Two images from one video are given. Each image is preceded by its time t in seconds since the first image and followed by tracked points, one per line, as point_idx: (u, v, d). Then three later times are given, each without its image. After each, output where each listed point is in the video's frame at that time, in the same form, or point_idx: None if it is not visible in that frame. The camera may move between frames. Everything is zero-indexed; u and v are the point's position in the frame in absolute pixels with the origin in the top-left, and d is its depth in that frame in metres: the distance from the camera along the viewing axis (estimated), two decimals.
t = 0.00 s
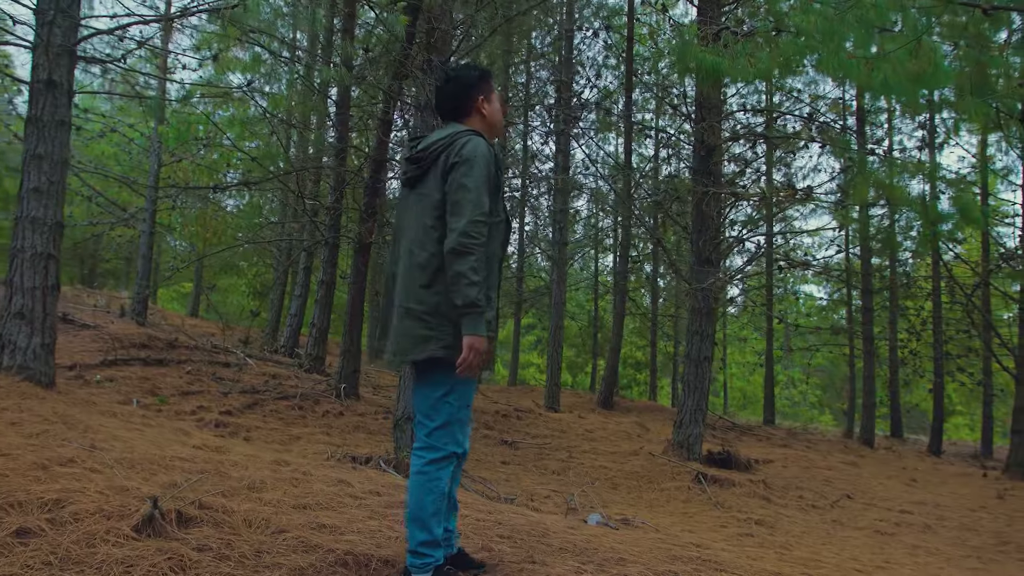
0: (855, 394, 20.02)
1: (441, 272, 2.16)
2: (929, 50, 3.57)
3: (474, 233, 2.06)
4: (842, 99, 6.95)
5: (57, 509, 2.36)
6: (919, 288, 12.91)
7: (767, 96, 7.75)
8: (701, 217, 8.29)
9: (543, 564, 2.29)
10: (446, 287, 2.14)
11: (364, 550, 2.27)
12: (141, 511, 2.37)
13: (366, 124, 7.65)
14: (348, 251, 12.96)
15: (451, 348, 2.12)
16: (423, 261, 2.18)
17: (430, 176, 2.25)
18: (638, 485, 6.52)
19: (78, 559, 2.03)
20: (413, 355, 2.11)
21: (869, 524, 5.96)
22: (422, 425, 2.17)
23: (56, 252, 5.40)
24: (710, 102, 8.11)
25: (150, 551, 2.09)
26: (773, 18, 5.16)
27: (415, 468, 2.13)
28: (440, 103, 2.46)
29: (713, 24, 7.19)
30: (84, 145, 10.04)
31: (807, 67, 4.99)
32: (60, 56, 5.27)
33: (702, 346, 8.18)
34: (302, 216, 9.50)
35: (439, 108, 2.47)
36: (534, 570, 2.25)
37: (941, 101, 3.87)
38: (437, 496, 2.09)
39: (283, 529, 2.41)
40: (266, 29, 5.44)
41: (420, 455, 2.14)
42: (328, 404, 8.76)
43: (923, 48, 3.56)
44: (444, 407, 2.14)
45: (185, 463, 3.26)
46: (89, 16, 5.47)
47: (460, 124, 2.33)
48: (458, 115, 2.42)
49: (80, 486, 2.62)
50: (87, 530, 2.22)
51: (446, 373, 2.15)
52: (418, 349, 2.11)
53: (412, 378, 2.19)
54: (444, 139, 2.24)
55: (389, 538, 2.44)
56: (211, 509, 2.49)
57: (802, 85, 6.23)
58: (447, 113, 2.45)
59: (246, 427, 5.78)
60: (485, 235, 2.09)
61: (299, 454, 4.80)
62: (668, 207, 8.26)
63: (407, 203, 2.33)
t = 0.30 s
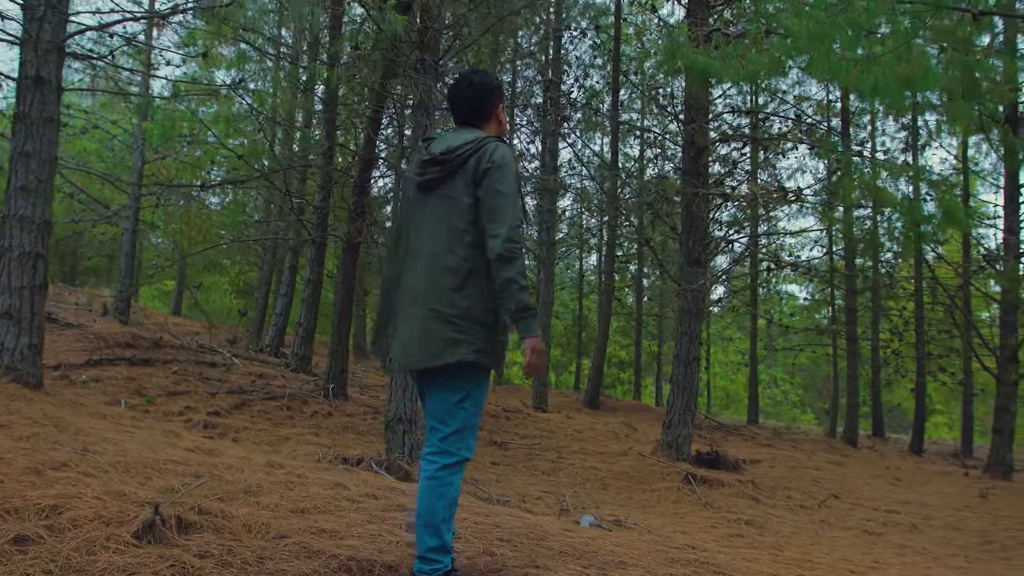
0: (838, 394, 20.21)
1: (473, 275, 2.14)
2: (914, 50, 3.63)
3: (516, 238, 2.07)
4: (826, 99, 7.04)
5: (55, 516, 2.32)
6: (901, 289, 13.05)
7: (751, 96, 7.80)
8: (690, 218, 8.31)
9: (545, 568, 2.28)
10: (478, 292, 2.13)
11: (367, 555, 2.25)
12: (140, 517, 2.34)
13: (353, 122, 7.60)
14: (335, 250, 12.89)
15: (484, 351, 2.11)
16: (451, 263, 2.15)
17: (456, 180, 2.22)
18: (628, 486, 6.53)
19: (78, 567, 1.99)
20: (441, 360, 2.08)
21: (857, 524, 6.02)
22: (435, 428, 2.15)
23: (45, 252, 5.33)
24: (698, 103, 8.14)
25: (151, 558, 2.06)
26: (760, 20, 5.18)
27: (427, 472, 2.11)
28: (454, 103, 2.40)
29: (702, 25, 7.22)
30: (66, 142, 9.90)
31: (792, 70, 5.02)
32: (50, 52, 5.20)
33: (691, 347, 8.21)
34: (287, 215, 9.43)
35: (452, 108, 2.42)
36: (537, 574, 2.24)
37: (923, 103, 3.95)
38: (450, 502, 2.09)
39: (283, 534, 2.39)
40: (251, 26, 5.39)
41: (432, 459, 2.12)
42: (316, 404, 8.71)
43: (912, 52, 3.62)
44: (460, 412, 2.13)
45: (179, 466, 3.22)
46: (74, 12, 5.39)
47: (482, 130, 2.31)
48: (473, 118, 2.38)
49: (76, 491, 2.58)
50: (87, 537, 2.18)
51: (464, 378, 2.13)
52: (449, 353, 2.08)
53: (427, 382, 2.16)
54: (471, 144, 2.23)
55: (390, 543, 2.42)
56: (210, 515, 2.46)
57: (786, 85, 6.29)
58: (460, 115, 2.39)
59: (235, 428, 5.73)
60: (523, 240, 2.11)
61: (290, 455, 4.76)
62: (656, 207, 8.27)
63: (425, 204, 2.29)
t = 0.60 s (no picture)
0: (821, 393, 20.39)
1: (493, 279, 2.15)
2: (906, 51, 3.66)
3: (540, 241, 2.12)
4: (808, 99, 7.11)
5: (49, 520, 2.28)
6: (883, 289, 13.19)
7: (734, 96, 7.85)
8: (679, 218, 8.31)
9: (545, 571, 2.27)
10: (497, 295, 2.14)
11: (367, 559, 2.23)
12: (136, 521, 2.30)
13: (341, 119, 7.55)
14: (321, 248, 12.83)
15: (507, 353, 2.13)
16: (470, 267, 2.14)
17: (467, 183, 2.21)
18: (618, 486, 6.55)
19: (75, 572, 1.96)
20: (465, 363, 2.08)
21: (844, 523, 6.07)
22: (447, 430, 2.12)
23: (30, 250, 5.25)
24: (686, 104, 8.16)
25: (149, 563, 2.04)
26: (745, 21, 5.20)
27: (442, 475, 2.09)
28: (452, 108, 2.38)
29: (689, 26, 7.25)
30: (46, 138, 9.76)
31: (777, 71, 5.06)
32: (35, 47, 5.12)
33: (679, 347, 8.24)
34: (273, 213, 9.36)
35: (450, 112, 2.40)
36: None
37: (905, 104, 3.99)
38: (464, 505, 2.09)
39: (281, 537, 2.36)
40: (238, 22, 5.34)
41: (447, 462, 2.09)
42: (304, 404, 8.65)
43: (900, 56, 3.63)
44: (472, 415, 2.11)
45: (170, 468, 3.18)
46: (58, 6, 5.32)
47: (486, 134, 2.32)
48: (472, 124, 2.36)
49: (70, 494, 2.54)
50: (83, 541, 2.15)
51: (478, 382, 2.11)
52: (473, 355, 2.08)
53: (440, 384, 2.13)
54: (482, 148, 2.23)
55: (389, 546, 2.40)
56: (206, 518, 2.43)
57: (771, 87, 6.34)
58: (459, 120, 2.38)
59: (223, 429, 5.67)
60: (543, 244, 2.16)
61: (280, 456, 4.73)
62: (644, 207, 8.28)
63: (433, 208, 2.25)
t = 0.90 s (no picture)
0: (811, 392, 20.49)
1: (514, 275, 2.17)
2: (900, 48, 3.70)
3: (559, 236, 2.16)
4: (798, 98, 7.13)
5: (49, 521, 2.25)
6: (873, 288, 13.27)
7: (725, 95, 7.86)
8: (673, 217, 8.30)
9: (550, 570, 2.26)
10: (520, 290, 2.17)
11: (371, 559, 2.21)
12: (138, 522, 2.27)
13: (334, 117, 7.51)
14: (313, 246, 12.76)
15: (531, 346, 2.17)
16: (494, 265, 2.13)
17: (482, 183, 2.18)
18: (612, 484, 6.54)
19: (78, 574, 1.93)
20: (497, 359, 2.09)
21: (838, 522, 6.09)
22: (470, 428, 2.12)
23: (23, 247, 5.20)
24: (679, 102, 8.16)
25: (153, 564, 2.01)
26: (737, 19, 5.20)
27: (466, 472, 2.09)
28: (450, 108, 2.35)
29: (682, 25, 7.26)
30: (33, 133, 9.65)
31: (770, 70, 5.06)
32: (28, 41, 5.06)
33: (673, 345, 8.25)
34: (264, 210, 9.30)
35: (447, 111, 2.36)
36: None
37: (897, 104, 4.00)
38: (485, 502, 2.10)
39: (284, 538, 2.34)
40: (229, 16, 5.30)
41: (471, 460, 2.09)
42: (297, 402, 8.60)
43: (895, 55, 3.65)
44: (495, 414, 2.12)
45: (167, 467, 3.14)
46: None
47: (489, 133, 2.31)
48: (471, 124, 2.34)
49: (68, 495, 2.51)
50: (84, 543, 2.12)
51: (501, 381, 2.13)
52: (503, 351, 2.10)
53: (461, 382, 2.11)
54: (494, 148, 2.21)
55: (393, 546, 2.38)
56: (208, 519, 2.40)
57: (764, 86, 6.36)
58: (457, 120, 2.35)
59: (217, 427, 5.63)
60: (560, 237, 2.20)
61: (275, 455, 4.69)
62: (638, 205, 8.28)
63: (449, 207, 2.21)
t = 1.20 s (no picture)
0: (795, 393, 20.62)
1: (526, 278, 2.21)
2: (891, 50, 3.74)
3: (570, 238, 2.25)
4: (782, 100, 7.19)
5: (41, 527, 2.20)
6: (856, 290, 13.40)
7: (711, 97, 7.91)
8: (663, 218, 8.33)
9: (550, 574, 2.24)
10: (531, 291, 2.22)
11: (371, 565, 2.18)
12: (132, 528, 2.23)
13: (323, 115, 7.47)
14: (299, 246, 12.66)
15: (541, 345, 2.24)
16: (515, 267, 2.16)
17: (496, 186, 2.19)
18: (601, 486, 6.54)
19: None
20: (524, 359, 2.14)
21: (825, 522, 6.13)
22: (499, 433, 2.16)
23: (5, 245, 5.11)
24: (668, 102, 8.19)
25: (149, 573, 1.96)
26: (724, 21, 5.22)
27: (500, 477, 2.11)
28: (449, 110, 2.32)
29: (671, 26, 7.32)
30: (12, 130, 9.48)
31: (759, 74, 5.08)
32: (12, 35, 4.98)
33: (662, 346, 8.26)
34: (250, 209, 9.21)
35: (445, 113, 2.33)
36: None
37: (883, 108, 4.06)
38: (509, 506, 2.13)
39: (280, 543, 2.30)
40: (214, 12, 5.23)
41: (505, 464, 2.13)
42: (283, 403, 8.53)
43: (887, 58, 3.74)
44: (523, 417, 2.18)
45: (157, 471, 3.09)
46: None
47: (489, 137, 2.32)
48: (469, 129, 2.33)
49: (59, 500, 2.45)
50: (77, 550, 2.08)
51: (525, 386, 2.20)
52: (525, 351, 2.15)
53: (486, 383, 2.10)
54: (504, 152, 2.23)
55: (391, 551, 2.35)
56: (203, 524, 2.36)
57: (751, 88, 6.39)
58: (455, 123, 2.32)
59: (203, 429, 5.57)
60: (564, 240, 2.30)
61: (264, 458, 4.64)
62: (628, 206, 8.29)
63: (463, 210, 2.17)
